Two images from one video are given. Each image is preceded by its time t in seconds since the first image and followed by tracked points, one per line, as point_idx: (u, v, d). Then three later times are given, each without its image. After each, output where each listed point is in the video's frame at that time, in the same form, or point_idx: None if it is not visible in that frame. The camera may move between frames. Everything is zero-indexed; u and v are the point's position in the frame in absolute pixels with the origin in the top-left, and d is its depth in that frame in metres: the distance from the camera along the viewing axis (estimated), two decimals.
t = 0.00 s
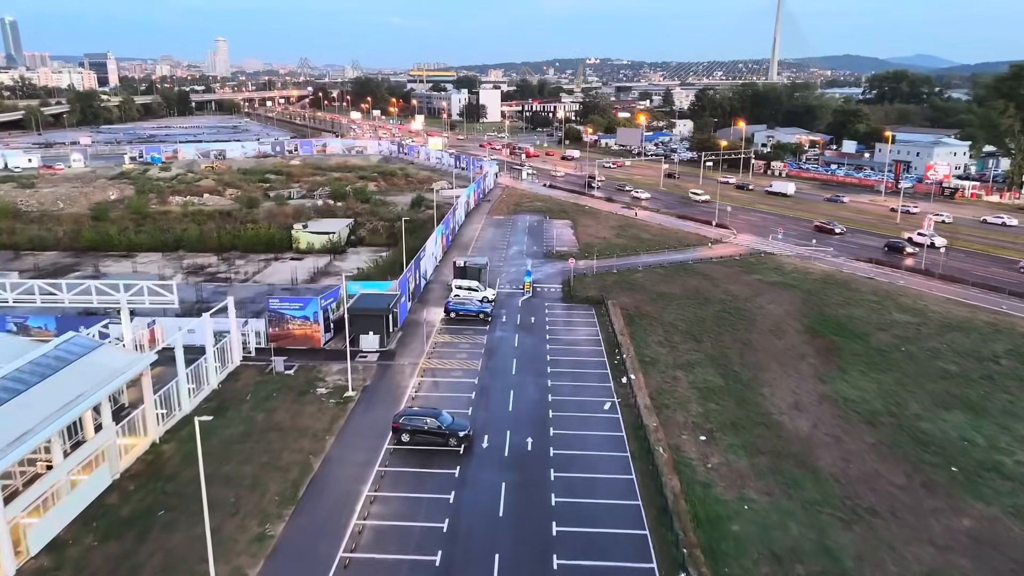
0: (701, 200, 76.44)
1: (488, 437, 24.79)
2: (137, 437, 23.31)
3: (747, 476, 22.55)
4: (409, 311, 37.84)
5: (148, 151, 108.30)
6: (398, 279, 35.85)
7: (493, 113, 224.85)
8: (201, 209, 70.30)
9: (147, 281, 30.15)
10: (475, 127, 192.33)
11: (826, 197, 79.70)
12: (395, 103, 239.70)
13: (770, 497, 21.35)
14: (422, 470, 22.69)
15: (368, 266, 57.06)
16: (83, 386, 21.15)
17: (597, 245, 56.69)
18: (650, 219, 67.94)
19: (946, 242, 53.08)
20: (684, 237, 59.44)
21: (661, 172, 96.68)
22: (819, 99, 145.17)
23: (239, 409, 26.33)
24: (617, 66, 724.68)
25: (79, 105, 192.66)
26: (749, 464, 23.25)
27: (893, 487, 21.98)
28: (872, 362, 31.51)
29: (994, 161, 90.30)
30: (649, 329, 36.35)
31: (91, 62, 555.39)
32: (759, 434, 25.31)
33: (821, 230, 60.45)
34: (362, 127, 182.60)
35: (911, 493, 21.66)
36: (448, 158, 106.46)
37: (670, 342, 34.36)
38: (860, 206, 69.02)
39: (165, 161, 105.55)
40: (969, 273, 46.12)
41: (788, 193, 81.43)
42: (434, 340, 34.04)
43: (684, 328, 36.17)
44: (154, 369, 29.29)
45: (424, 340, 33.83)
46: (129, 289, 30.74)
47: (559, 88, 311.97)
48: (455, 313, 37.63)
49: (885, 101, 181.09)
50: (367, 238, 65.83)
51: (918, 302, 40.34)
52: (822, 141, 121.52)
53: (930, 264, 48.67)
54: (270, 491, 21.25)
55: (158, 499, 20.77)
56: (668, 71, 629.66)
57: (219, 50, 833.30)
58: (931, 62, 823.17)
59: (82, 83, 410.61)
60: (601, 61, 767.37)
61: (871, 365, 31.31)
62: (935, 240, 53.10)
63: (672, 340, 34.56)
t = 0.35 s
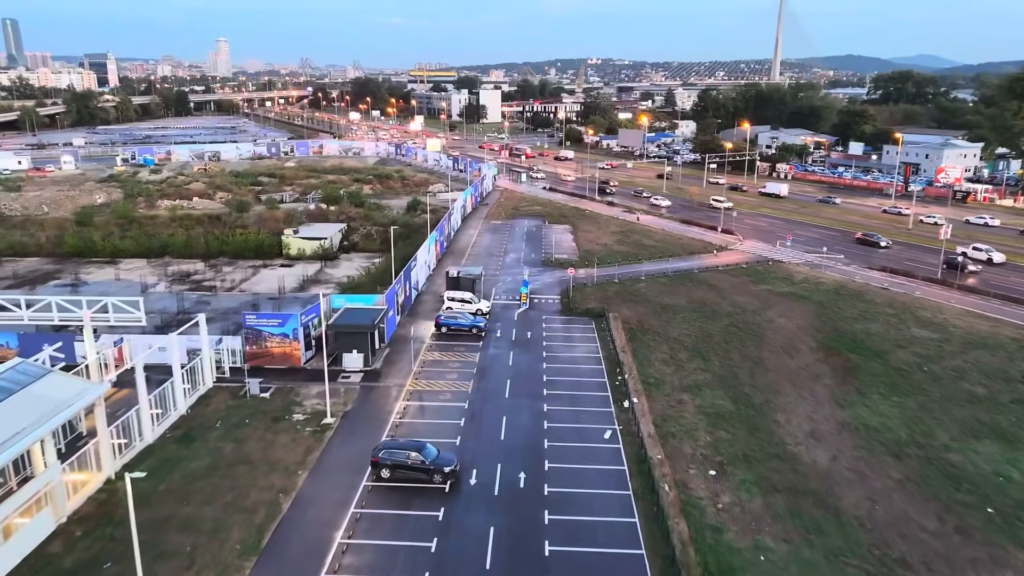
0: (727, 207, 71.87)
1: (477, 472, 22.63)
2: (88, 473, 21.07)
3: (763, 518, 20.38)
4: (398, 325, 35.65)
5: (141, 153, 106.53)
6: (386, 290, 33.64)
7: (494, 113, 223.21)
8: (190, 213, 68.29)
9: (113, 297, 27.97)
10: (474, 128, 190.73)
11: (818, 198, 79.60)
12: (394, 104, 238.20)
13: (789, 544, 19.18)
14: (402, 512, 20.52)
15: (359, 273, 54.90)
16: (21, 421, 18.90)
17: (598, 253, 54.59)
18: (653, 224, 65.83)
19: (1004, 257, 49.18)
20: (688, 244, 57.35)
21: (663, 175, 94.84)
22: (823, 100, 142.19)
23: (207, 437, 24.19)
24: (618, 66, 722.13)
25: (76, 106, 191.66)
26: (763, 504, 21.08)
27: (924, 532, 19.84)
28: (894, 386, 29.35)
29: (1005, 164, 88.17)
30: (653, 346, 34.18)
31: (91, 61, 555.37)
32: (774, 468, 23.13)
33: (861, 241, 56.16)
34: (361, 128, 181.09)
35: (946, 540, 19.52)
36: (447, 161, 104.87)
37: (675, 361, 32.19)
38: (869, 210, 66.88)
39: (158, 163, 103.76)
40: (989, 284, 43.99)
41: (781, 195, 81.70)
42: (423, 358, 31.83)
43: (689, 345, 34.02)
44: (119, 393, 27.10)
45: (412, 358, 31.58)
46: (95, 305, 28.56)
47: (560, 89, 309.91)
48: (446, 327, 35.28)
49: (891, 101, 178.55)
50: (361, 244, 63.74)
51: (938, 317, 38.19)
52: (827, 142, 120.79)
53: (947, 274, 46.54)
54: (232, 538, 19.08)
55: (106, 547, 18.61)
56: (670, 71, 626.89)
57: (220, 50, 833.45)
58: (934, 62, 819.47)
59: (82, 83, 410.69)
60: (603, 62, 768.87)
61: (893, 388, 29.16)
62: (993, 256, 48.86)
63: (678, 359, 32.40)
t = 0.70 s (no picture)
0: (751, 216, 67.95)
1: (455, 509, 20.63)
2: (25, 514, 19.00)
3: (770, 566, 18.40)
4: (381, 339, 33.61)
5: (133, 154, 104.85)
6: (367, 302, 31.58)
7: (494, 113, 221.46)
8: (177, 215, 66.42)
9: (68, 314, 25.91)
10: (474, 129, 189.05)
11: (810, 199, 79.06)
12: (394, 104, 236.80)
13: None
14: (370, 557, 18.54)
15: (348, 279, 52.94)
16: None
17: (596, 260, 52.63)
18: (654, 230, 63.88)
19: None
20: (689, 250, 55.39)
21: (664, 177, 92.89)
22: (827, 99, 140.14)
23: (164, 467, 22.24)
24: (622, 66, 720.15)
25: (73, 107, 190.89)
26: (770, 549, 19.09)
27: None
28: (909, 409, 27.36)
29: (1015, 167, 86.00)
30: (652, 363, 32.19)
31: (93, 61, 556.65)
32: (781, 505, 21.16)
33: (908, 256, 51.24)
34: (359, 128, 179.45)
35: None
36: (444, 162, 103.21)
37: (674, 380, 30.17)
38: (876, 214, 64.87)
39: (150, 164, 102.09)
40: (1006, 296, 41.98)
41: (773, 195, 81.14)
42: (405, 376, 29.74)
43: (690, 362, 32.05)
44: (74, 417, 25.05)
45: (394, 377, 29.52)
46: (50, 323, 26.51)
47: (562, 89, 308.02)
48: (432, 342, 33.21)
49: (896, 101, 176.21)
50: (352, 249, 61.91)
51: (954, 330, 36.19)
52: (831, 143, 119.14)
53: (961, 284, 44.55)
54: None
55: None
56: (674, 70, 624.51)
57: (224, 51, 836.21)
58: (939, 63, 816.30)
59: (84, 83, 411.49)
60: (606, 61, 766.91)
61: (909, 412, 27.18)
62: None
63: (677, 377, 30.40)
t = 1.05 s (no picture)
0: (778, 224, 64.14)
1: (422, 550, 18.81)
2: None
3: None
4: (360, 353, 31.82)
5: (127, 155, 103.40)
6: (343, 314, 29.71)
7: (496, 114, 220.01)
8: (164, 218, 64.80)
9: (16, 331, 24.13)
10: (475, 129, 187.59)
11: (800, 199, 79.12)
12: (395, 103, 235.52)
13: None
14: None
15: (335, 286, 51.24)
16: None
17: (592, 266, 50.84)
18: (653, 234, 62.05)
19: None
20: (689, 256, 53.56)
21: (666, 179, 91.11)
22: (832, 99, 139.43)
23: (110, 500, 20.51)
24: (626, 66, 718.21)
25: (73, 107, 190.10)
26: None
27: None
28: (919, 434, 25.48)
29: None
30: (645, 380, 30.33)
31: (97, 61, 557.89)
32: (780, 545, 19.33)
33: (963, 274, 46.28)
34: (359, 129, 178.11)
35: None
36: (441, 164, 101.74)
37: (668, 399, 28.31)
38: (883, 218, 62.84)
39: (143, 166, 100.67)
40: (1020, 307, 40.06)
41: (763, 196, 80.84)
42: (382, 393, 27.90)
43: (685, 379, 30.17)
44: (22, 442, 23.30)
45: (370, 394, 27.62)
46: None
47: (565, 89, 306.15)
48: (413, 356, 31.36)
49: (903, 101, 173.67)
50: (342, 253, 60.27)
51: (965, 344, 34.32)
52: (836, 145, 117.34)
53: (972, 294, 42.63)
54: None
55: None
56: (679, 70, 622.82)
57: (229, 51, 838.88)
58: (945, 62, 811.80)
59: (87, 84, 411.68)
60: (611, 61, 765.56)
61: (919, 437, 25.33)
62: None
63: (671, 396, 28.53)
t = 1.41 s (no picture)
0: (807, 234, 60.11)
1: None
2: None
3: None
4: (332, 367, 30.18)
5: (122, 156, 102.26)
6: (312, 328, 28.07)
7: (499, 114, 218.32)
8: (152, 220, 63.40)
9: None
10: (477, 130, 186.14)
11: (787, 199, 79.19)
12: (398, 103, 234.35)
13: None
14: None
15: (320, 292, 49.66)
16: None
17: (586, 273, 49.10)
18: (651, 239, 60.27)
19: None
20: (687, 262, 51.80)
21: (667, 181, 89.30)
22: (840, 100, 136.98)
23: (42, 535, 18.87)
24: (633, 66, 716.15)
25: (74, 107, 189.71)
26: None
27: None
28: (926, 464, 23.60)
29: None
30: (633, 398, 28.53)
31: (104, 62, 560.43)
32: None
33: None
34: (360, 130, 176.86)
35: None
36: (439, 165, 100.27)
37: (657, 420, 26.51)
38: (890, 222, 60.80)
39: (138, 167, 99.47)
40: None
41: (755, 197, 80.12)
42: (351, 413, 26.14)
43: (675, 398, 28.39)
44: None
45: (337, 414, 25.94)
46: None
47: (569, 89, 304.02)
48: (388, 371, 29.56)
49: (911, 102, 170.92)
50: (331, 258, 58.74)
51: (975, 360, 32.42)
52: (843, 146, 115.05)
53: (983, 304, 40.60)
54: None
55: None
56: (685, 70, 619.91)
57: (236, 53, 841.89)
58: (954, 63, 805.76)
59: (94, 84, 414.26)
60: (618, 61, 764.37)
61: (926, 468, 23.48)
62: None
63: (659, 417, 26.76)
